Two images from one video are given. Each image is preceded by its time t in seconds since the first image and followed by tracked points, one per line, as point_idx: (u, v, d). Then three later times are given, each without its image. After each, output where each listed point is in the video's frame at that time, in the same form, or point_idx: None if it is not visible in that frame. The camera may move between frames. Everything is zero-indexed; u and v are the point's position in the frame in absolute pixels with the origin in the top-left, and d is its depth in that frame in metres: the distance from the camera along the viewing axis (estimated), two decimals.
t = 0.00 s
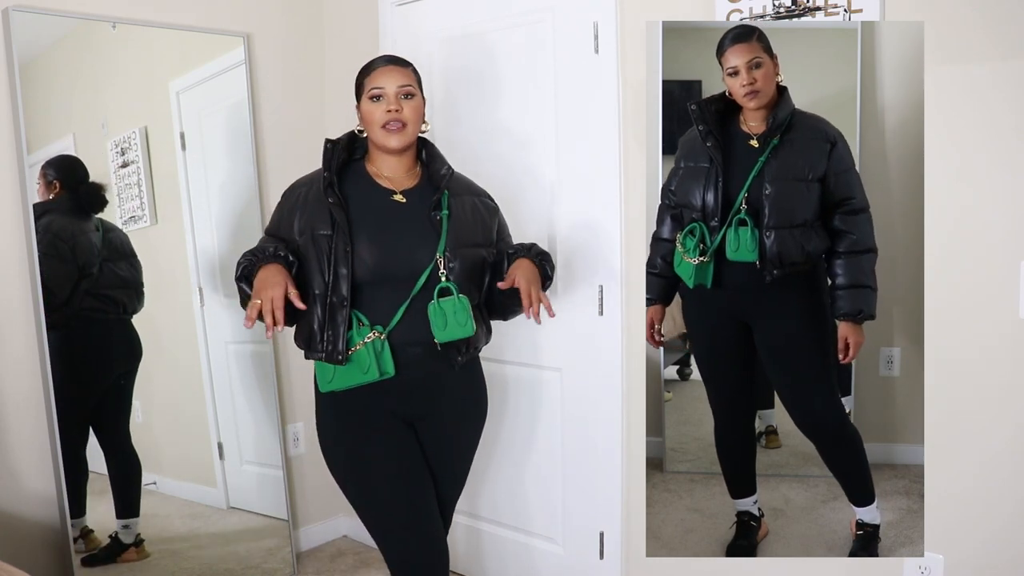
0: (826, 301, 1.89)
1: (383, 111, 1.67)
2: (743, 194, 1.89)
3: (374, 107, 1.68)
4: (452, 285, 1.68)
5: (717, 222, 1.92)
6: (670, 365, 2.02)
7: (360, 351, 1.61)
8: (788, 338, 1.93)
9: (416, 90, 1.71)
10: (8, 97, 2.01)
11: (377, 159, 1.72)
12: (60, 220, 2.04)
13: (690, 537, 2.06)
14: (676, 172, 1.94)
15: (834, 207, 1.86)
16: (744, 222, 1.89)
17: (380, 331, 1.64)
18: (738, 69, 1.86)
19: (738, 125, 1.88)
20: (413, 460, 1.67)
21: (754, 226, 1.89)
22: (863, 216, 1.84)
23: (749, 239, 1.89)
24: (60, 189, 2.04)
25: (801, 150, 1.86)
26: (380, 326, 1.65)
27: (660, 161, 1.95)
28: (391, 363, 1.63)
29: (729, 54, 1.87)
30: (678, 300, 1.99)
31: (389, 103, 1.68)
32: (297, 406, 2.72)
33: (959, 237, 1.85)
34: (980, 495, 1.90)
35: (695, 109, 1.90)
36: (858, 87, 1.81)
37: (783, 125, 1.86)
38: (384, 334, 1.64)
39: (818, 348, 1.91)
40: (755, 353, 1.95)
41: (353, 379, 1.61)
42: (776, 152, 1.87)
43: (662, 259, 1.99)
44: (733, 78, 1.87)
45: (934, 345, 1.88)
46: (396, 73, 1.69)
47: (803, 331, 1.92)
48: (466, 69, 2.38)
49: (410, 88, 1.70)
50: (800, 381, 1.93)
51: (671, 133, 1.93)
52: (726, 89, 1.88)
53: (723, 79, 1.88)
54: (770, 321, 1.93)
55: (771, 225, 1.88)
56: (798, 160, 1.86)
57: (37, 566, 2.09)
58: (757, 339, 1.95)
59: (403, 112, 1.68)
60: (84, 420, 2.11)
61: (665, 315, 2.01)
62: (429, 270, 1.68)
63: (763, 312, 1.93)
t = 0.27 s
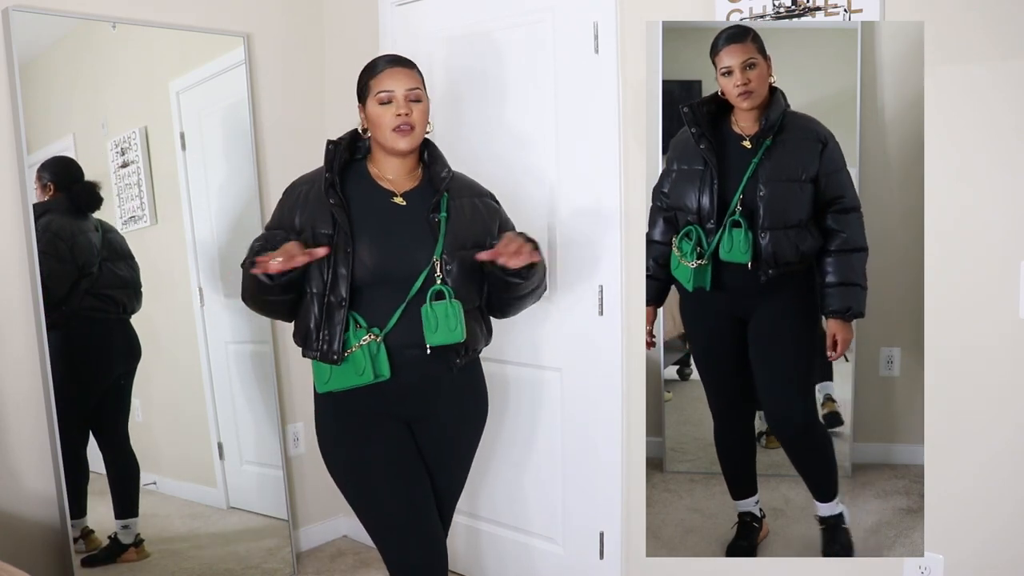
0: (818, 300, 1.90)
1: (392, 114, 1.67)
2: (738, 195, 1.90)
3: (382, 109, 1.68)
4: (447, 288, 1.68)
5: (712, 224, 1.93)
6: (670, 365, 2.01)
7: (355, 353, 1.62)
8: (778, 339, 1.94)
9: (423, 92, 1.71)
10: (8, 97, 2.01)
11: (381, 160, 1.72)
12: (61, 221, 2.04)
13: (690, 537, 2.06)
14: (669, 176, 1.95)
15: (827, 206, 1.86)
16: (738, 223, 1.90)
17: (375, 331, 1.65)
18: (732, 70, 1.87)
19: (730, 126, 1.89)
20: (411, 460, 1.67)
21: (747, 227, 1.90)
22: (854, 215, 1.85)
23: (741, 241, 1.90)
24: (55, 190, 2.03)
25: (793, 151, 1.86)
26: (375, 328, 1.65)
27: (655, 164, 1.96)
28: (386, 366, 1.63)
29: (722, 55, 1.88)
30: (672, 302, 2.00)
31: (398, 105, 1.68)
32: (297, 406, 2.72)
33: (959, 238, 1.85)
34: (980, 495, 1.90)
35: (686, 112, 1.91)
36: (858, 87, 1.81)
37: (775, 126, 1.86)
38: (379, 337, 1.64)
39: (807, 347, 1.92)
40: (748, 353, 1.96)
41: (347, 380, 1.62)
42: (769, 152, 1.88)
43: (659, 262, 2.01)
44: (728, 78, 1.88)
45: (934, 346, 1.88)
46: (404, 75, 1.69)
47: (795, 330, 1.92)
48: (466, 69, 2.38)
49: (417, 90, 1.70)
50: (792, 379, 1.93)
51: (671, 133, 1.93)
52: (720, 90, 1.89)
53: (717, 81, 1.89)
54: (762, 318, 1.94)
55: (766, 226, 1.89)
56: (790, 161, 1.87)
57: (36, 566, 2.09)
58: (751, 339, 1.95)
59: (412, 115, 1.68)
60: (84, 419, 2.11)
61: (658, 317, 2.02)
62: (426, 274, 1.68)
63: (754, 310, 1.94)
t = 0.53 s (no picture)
0: (821, 298, 1.89)
1: (389, 117, 1.67)
2: (737, 196, 1.90)
3: (379, 111, 1.68)
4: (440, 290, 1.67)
5: (712, 225, 1.93)
6: (670, 365, 2.02)
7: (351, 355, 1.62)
8: (771, 338, 1.94)
9: (421, 94, 1.71)
10: (8, 97, 2.01)
11: (377, 162, 1.72)
12: (61, 221, 2.04)
13: (690, 537, 2.06)
14: (669, 178, 1.96)
15: (818, 206, 1.87)
16: (738, 224, 1.90)
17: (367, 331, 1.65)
18: (730, 71, 1.87)
19: (728, 128, 1.89)
20: (408, 460, 1.67)
21: (747, 227, 1.90)
22: (853, 214, 1.85)
23: (742, 241, 1.90)
24: (55, 191, 2.03)
25: (791, 151, 1.87)
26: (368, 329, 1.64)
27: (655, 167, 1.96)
28: (380, 367, 1.63)
29: (720, 56, 1.88)
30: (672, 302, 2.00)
31: (394, 108, 1.68)
32: (297, 406, 2.72)
33: (958, 238, 1.85)
34: (979, 494, 1.90)
35: (683, 114, 1.91)
36: (858, 87, 1.81)
37: (770, 127, 1.87)
38: (373, 339, 1.64)
39: (802, 342, 1.92)
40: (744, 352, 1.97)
41: (343, 381, 1.63)
42: (767, 153, 1.88)
43: (659, 264, 2.01)
44: (727, 78, 1.88)
45: (934, 346, 1.88)
46: (402, 77, 1.69)
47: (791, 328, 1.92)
48: (466, 70, 2.38)
49: (414, 93, 1.70)
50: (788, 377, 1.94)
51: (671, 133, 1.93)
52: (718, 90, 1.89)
53: (715, 80, 1.89)
54: (759, 316, 1.94)
55: (767, 225, 1.89)
56: (788, 161, 1.87)
57: (36, 566, 2.09)
58: (747, 336, 1.96)
59: (406, 118, 1.68)
60: (84, 419, 2.11)
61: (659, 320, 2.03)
62: (418, 277, 1.67)
63: (751, 308, 1.95)
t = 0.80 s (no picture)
0: (824, 297, 1.89)
1: (384, 116, 1.67)
2: (732, 196, 1.91)
3: (375, 110, 1.68)
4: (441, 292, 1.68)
5: (708, 225, 1.93)
6: (670, 365, 2.01)
7: (344, 354, 1.62)
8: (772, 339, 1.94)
9: (418, 95, 1.71)
10: (8, 97, 2.01)
11: (374, 162, 1.72)
12: (62, 221, 2.04)
13: (690, 537, 2.06)
14: (671, 178, 1.96)
15: (813, 205, 1.87)
16: (733, 223, 1.91)
17: (359, 331, 1.65)
18: (732, 66, 1.87)
19: (725, 126, 1.89)
20: (407, 459, 1.67)
21: (741, 227, 1.90)
22: (855, 211, 1.84)
23: (735, 241, 1.90)
24: (56, 190, 2.03)
25: (788, 149, 1.87)
26: (362, 329, 1.64)
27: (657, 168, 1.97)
28: (375, 367, 1.63)
29: (723, 50, 1.88)
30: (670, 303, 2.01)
31: (390, 107, 1.68)
32: (298, 406, 2.72)
33: (958, 238, 1.85)
34: (980, 494, 1.90)
35: (680, 114, 1.92)
36: (858, 87, 1.81)
37: (767, 126, 1.87)
38: (368, 339, 1.64)
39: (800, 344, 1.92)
40: (744, 353, 1.96)
41: (336, 383, 1.62)
42: (762, 153, 1.89)
43: (660, 265, 2.00)
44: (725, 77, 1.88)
45: (934, 346, 1.88)
46: (399, 77, 1.69)
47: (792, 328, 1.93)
48: (466, 70, 2.38)
49: (412, 93, 1.70)
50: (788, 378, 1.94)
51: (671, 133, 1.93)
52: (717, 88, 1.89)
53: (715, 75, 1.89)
54: (762, 318, 1.95)
55: (762, 225, 1.90)
56: (784, 160, 1.88)
57: (36, 566, 2.09)
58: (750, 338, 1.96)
59: (403, 118, 1.68)
60: (84, 419, 2.11)
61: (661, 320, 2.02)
62: (417, 277, 1.68)
63: (758, 312, 1.95)
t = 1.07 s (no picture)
0: (827, 294, 1.89)
1: (382, 117, 1.68)
2: (756, 195, 1.88)
3: (373, 112, 1.68)
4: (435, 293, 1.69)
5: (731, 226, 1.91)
6: (670, 365, 2.01)
7: (343, 355, 1.62)
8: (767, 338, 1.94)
9: (417, 97, 1.71)
10: (8, 97, 2.01)
11: (372, 163, 1.72)
12: (63, 221, 2.04)
13: (690, 537, 2.06)
14: (688, 177, 1.94)
15: (832, 204, 1.86)
16: (755, 224, 1.89)
17: (358, 331, 1.65)
18: (756, 60, 1.85)
19: (743, 123, 1.88)
20: (406, 459, 1.67)
21: (764, 228, 1.88)
22: (868, 210, 1.84)
23: (759, 242, 1.88)
24: (59, 189, 2.03)
25: (808, 149, 1.86)
26: (360, 330, 1.64)
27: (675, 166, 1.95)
28: (373, 367, 1.63)
29: (748, 44, 1.85)
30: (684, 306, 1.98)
31: (389, 109, 1.68)
32: (297, 406, 2.72)
33: (958, 238, 1.85)
34: (980, 494, 1.90)
35: (698, 112, 1.90)
36: (858, 87, 1.81)
37: (785, 125, 1.86)
38: (367, 339, 1.64)
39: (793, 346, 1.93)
40: (765, 355, 1.95)
41: (336, 383, 1.63)
42: (782, 152, 1.87)
43: (671, 266, 1.98)
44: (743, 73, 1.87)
45: (934, 346, 1.88)
46: (399, 79, 1.69)
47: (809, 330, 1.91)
48: (466, 70, 2.38)
49: (411, 95, 1.70)
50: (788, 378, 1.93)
51: (671, 133, 1.93)
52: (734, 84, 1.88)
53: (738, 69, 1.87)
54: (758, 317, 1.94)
55: (786, 225, 1.88)
56: (805, 159, 1.86)
57: (36, 566, 2.09)
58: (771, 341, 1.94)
59: (401, 120, 1.68)
60: (84, 419, 2.10)
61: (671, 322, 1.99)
62: (415, 278, 1.68)
63: (774, 312, 1.93)
